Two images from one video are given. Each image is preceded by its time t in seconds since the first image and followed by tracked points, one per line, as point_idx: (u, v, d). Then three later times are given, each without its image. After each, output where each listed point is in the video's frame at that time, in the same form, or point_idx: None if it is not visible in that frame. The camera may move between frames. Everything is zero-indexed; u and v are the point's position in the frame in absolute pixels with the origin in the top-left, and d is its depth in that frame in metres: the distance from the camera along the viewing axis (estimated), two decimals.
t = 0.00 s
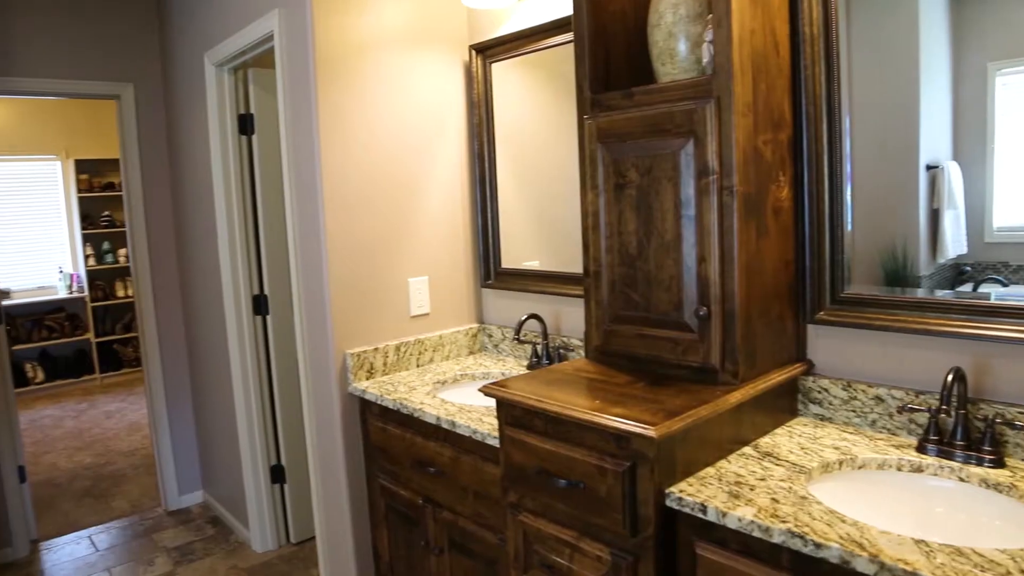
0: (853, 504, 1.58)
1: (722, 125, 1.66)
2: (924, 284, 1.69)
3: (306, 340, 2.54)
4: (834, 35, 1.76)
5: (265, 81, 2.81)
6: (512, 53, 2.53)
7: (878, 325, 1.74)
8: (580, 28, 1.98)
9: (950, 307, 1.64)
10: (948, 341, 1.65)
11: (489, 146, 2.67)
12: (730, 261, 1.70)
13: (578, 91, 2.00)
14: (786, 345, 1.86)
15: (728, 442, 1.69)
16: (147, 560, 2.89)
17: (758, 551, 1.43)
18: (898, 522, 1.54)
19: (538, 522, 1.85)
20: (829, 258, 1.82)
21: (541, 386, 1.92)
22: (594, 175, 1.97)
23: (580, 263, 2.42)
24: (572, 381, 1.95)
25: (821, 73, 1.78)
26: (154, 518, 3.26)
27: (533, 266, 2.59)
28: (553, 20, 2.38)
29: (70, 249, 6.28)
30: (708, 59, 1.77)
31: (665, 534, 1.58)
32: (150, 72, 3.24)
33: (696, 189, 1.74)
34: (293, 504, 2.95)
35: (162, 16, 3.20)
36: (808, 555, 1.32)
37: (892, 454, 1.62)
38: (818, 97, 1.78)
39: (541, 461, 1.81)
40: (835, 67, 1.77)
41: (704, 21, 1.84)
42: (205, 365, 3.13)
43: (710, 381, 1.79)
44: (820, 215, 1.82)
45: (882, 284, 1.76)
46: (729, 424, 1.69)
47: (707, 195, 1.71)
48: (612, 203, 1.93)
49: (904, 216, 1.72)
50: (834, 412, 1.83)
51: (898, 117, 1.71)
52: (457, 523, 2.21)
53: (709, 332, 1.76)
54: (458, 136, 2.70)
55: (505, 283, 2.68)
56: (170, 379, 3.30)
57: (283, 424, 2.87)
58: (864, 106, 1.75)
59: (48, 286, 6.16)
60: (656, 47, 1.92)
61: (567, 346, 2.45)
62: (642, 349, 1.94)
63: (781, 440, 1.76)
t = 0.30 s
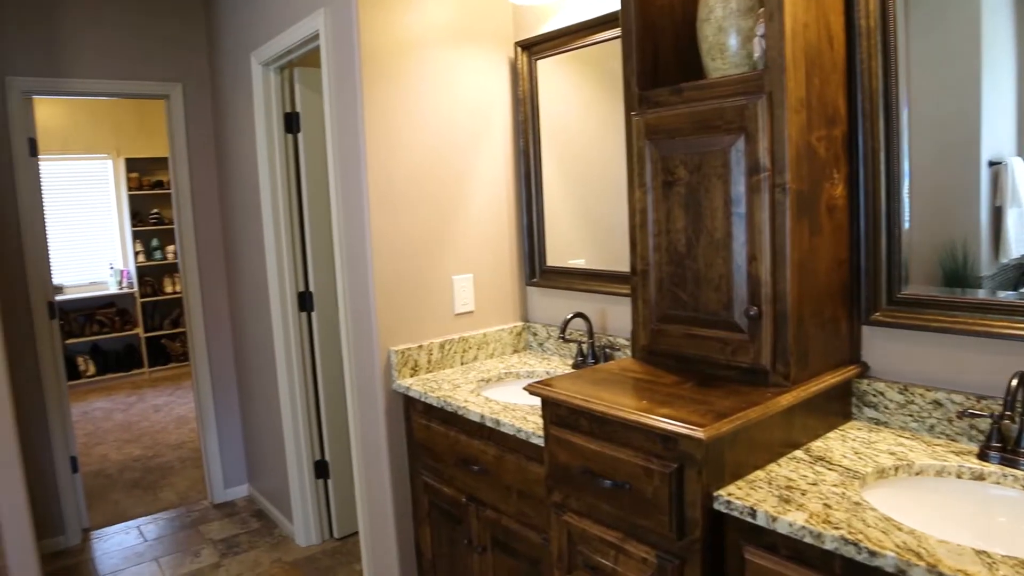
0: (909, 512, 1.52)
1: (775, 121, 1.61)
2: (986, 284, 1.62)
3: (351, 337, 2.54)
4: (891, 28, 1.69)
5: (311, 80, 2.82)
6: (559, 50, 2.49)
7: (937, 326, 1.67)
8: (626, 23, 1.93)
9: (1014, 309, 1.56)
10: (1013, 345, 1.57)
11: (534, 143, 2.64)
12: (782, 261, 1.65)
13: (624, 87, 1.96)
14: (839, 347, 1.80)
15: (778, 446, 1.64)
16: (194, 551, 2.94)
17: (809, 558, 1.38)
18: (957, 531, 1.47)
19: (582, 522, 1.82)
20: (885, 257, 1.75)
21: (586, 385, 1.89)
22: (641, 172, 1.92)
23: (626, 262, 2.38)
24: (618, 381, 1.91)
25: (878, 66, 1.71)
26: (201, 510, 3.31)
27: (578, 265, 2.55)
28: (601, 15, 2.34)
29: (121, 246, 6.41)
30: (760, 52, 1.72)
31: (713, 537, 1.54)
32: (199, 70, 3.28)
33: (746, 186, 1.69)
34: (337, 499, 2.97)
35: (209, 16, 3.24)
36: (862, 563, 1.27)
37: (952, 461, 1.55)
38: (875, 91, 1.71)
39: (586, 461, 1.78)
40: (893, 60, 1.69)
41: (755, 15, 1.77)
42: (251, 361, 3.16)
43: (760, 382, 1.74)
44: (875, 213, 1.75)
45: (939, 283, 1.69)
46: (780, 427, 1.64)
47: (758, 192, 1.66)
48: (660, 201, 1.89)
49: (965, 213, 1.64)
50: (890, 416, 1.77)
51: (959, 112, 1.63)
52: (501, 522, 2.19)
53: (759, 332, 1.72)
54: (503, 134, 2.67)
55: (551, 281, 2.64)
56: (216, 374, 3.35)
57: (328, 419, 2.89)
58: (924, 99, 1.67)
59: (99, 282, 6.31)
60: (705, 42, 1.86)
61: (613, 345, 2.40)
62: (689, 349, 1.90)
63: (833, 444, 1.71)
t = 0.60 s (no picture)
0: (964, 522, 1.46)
1: (828, 118, 1.56)
2: None
3: (396, 334, 2.53)
4: (950, 20, 1.62)
5: (357, 78, 2.84)
6: (605, 46, 2.44)
7: (997, 328, 1.59)
8: (675, 19, 1.90)
9: None
10: None
11: (581, 140, 2.58)
12: (835, 260, 1.61)
13: (673, 83, 1.94)
14: (893, 349, 1.74)
15: (830, 449, 1.60)
16: (240, 543, 2.99)
17: (861, 564, 1.33)
18: (1018, 542, 1.41)
19: (628, 522, 1.79)
20: (943, 257, 1.69)
21: (633, 384, 1.86)
22: (690, 170, 1.90)
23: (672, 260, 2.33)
24: (664, 380, 1.88)
25: (937, 59, 1.65)
26: (247, 502, 3.37)
27: (624, 263, 2.50)
28: (648, 11, 2.27)
29: (172, 243, 6.54)
30: (812, 47, 1.64)
31: (762, 541, 1.50)
32: (248, 70, 3.33)
33: (799, 184, 1.65)
34: (380, 494, 2.99)
35: (258, 16, 3.29)
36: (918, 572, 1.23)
37: (1013, 469, 1.48)
38: (933, 85, 1.65)
39: (632, 461, 1.75)
40: (953, 53, 1.63)
41: (807, 8, 1.70)
42: (297, 356, 3.20)
43: (811, 383, 1.69)
44: (932, 211, 1.69)
45: (998, 284, 1.62)
46: (832, 430, 1.60)
47: (811, 190, 1.62)
48: (709, 199, 1.85)
49: None
50: (946, 421, 1.71)
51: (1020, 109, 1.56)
52: (544, 521, 2.16)
53: (811, 333, 1.68)
54: (550, 131, 2.63)
55: (598, 280, 2.58)
56: (263, 369, 3.40)
57: (372, 415, 2.92)
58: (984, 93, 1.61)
59: (150, 277, 6.46)
60: (755, 37, 1.80)
61: (659, 345, 2.35)
62: (738, 349, 1.86)
63: (887, 449, 1.65)
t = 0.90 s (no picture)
0: None
1: (884, 113, 1.52)
2: None
3: (442, 331, 2.54)
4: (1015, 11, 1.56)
5: (405, 76, 2.85)
6: (651, 43, 2.40)
7: None
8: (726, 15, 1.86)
9: None
10: None
11: (628, 138, 2.54)
12: (890, 259, 1.56)
13: (725, 80, 1.90)
14: (950, 352, 1.69)
15: (883, 453, 1.56)
16: (287, 534, 3.04)
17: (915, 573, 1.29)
18: None
19: (674, 523, 1.77)
20: (1004, 257, 1.63)
21: (680, 383, 1.83)
22: (740, 167, 1.86)
23: (721, 259, 2.29)
24: (712, 380, 1.84)
25: (999, 53, 1.59)
26: (294, 495, 3.43)
27: (671, 262, 2.46)
28: (694, 8, 2.24)
29: (223, 240, 6.67)
30: (868, 40, 1.60)
31: (813, 546, 1.47)
32: (297, 69, 3.38)
33: (853, 182, 1.61)
34: (425, 490, 3.01)
35: (307, 16, 3.33)
36: None
37: None
38: (995, 80, 1.60)
39: (679, 461, 1.73)
40: (1016, 45, 1.56)
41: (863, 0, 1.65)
42: (344, 352, 3.25)
43: (864, 386, 1.65)
44: (992, 210, 1.63)
45: None
46: (886, 434, 1.55)
47: (865, 188, 1.58)
48: (760, 196, 1.82)
49: None
50: (1005, 427, 1.65)
51: None
52: (589, 520, 2.13)
53: (864, 334, 1.63)
54: (597, 128, 2.59)
55: (644, 278, 2.55)
56: (311, 363, 3.45)
57: (417, 410, 2.94)
58: None
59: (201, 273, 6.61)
60: (808, 31, 1.76)
61: (707, 344, 2.31)
62: (788, 349, 1.82)
63: (942, 454, 1.60)
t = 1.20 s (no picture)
0: None
1: (943, 109, 1.47)
2: None
3: (489, 329, 2.54)
4: None
5: (453, 74, 2.87)
6: (701, 40, 2.36)
7: None
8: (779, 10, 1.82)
9: None
10: None
11: (677, 136, 2.51)
12: (949, 259, 1.51)
13: (776, 75, 1.86)
14: (1010, 356, 1.63)
15: (940, 459, 1.52)
16: (333, 526, 3.09)
17: None
18: None
19: (722, 525, 1.74)
20: None
21: (729, 383, 1.80)
22: (793, 165, 1.83)
23: (772, 258, 2.25)
24: (761, 380, 1.80)
25: None
26: (341, 487, 3.48)
27: (721, 261, 2.43)
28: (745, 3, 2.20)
29: (274, 236, 6.78)
30: (928, 34, 1.55)
31: (865, 552, 1.44)
32: (346, 67, 3.43)
33: (910, 180, 1.56)
34: (470, 485, 3.03)
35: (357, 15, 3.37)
36: None
37: None
38: None
39: (728, 462, 1.70)
40: None
41: None
42: (392, 347, 3.29)
43: (919, 390, 1.60)
44: None
45: None
46: (942, 439, 1.51)
47: (923, 187, 1.53)
48: (813, 195, 1.78)
49: None
50: None
51: None
52: (635, 519, 2.10)
53: (921, 337, 1.58)
54: (647, 125, 2.56)
55: (693, 277, 2.53)
56: (359, 358, 3.50)
57: (463, 406, 2.97)
58: None
59: (252, 268, 6.75)
60: (864, 26, 1.72)
61: (756, 345, 2.26)
62: (841, 350, 1.77)
63: (1002, 462, 1.55)
